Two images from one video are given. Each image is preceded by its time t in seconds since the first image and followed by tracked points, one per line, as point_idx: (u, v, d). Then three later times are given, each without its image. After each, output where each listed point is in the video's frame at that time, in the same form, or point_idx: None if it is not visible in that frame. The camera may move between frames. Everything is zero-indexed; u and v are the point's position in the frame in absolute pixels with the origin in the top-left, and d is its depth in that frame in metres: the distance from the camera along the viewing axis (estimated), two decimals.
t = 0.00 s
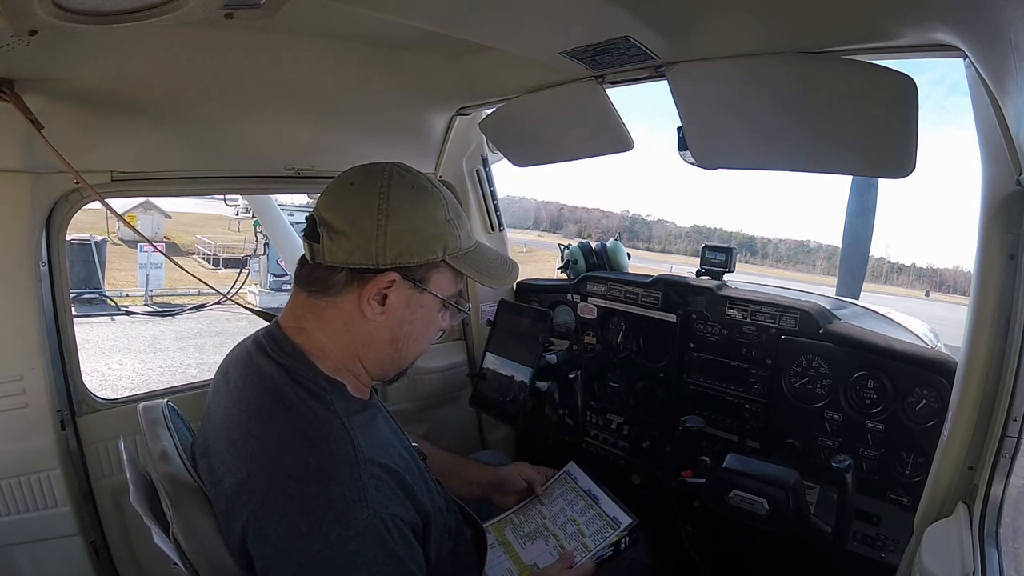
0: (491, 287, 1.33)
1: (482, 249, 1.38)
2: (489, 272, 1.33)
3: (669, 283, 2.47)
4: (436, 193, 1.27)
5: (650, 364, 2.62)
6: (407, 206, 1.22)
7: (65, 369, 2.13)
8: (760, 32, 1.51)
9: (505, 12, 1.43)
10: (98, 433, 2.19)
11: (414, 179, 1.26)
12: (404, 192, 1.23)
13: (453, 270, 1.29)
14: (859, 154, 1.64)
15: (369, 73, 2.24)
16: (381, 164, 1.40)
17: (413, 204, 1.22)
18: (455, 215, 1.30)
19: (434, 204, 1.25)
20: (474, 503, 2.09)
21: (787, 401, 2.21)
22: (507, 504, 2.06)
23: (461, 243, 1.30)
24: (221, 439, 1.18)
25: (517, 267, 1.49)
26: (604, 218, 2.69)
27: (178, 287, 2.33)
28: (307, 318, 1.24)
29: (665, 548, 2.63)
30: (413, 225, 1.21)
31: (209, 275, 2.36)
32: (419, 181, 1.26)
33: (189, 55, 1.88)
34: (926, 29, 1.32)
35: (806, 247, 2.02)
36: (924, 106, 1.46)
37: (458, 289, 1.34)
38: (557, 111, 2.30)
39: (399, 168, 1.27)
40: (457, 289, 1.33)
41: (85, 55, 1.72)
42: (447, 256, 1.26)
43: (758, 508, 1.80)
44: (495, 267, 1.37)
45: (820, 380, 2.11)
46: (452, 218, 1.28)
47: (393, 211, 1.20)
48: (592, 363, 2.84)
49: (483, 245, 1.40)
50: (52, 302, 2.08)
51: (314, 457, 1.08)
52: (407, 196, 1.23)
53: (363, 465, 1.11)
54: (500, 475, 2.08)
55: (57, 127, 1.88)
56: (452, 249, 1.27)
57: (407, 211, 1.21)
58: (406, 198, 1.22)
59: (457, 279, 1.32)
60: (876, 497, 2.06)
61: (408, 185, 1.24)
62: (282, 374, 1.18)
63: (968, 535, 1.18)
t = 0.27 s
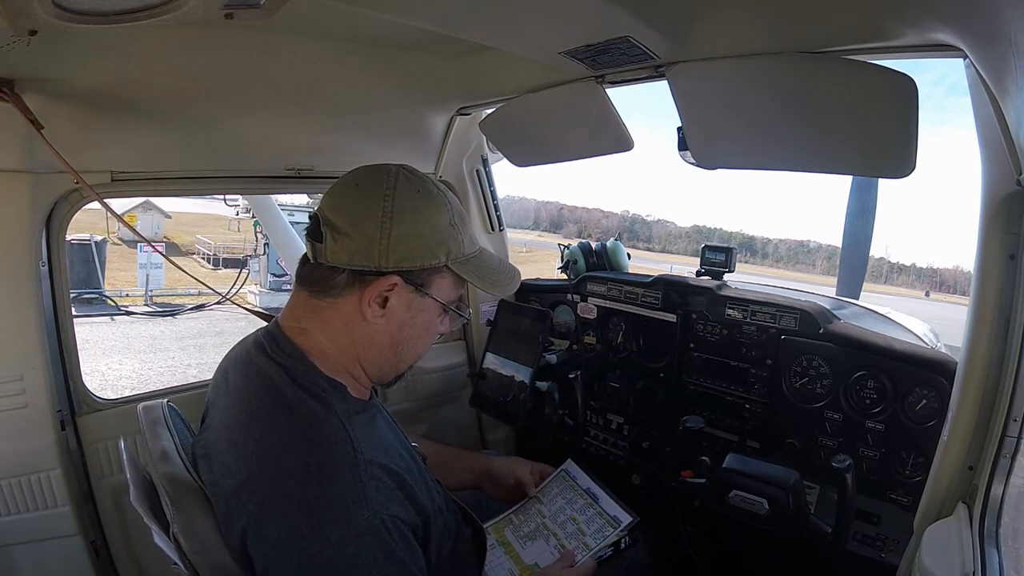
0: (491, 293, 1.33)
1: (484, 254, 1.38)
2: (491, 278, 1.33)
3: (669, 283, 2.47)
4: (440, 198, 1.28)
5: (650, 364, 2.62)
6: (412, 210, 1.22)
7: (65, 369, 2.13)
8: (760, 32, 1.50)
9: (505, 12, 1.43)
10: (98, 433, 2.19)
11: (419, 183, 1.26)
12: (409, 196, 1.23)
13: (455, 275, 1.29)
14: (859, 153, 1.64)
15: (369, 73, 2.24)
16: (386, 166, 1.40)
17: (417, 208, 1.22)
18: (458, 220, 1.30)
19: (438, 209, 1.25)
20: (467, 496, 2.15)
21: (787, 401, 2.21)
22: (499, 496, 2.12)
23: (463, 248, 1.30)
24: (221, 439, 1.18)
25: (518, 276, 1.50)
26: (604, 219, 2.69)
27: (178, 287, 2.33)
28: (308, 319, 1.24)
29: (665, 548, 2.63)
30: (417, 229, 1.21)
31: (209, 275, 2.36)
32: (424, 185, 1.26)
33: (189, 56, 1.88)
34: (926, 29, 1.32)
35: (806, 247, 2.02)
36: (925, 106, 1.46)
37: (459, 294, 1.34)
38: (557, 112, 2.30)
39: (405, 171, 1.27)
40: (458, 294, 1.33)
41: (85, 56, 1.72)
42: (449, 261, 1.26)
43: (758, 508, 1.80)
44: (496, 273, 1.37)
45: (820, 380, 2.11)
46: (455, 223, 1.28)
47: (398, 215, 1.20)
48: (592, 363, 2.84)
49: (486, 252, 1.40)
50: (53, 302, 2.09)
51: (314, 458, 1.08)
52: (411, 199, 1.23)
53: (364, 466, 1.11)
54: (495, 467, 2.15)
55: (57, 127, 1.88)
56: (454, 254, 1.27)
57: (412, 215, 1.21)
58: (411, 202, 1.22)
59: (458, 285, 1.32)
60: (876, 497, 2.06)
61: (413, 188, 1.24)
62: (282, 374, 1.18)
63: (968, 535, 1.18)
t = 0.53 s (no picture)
0: (491, 294, 1.33)
1: (484, 255, 1.38)
2: (491, 280, 1.34)
3: (669, 283, 2.47)
4: (442, 199, 1.28)
5: (650, 364, 2.62)
6: (413, 211, 1.22)
7: (65, 369, 2.13)
8: (760, 32, 1.50)
9: (505, 12, 1.43)
10: (98, 433, 2.19)
11: (421, 183, 1.26)
12: (410, 196, 1.23)
13: (455, 276, 1.29)
14: (859, 153, 1.64)
15: (369, 73, 2.24)
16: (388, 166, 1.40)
17: (419, 208, 1.22)
18: (459, 221, 1.30)
19: (440, 209, 1.26)
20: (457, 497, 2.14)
21: (787, 401, 2.21)
22: (489, 497, 2.11)
23: (464, 250, 1.30)
24: (221, 440, 1.18)
25: (518, 276, 1.50)
26: (604, 219, 2.69)
27: (178, 287, 2.31)
28: (308, 319, 1.24)
29: (665, 548, 2.64)
30: (419, 229, 1.21)
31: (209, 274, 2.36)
32: (426, 186, 1.26)
33: (189, 56, 1.88)
34: (926, 29, 1.32)
35: (806, 247, 2.02)
36: (925, 106, 1.46)
37: (459, 295, 1.34)
38: (557, 112, 2.30)
39: (407, 172, 1.27)
40: (458, 295, 1.33)
41: (85, 56, 1.72)
42: (449, 262, 1.26)
43: (758, 508, 1.80)
44: (497, 274, 1.37)
45: (820, 380, 2.11)
46: (456, 224, 1.28)
47: (400, 215, 1.20)
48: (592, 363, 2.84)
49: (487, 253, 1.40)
50: (52, 302, 2.09)
51: (314, 458, 1.08)
52: (412, 200, 1.23)
53: (364, 467, 1.11)
54: (483, 470, 2.17)
55: (57, 127, 1.88)
56: (455, 255, 1.27)
57: (414, 215, 1.21)
58: (413, 203, 1.22)
59: (459, 286, 1.32)
60: (876, 497, 2.06)
61: (415, 189, 1.24)
62: (283, 375, 1.18)
63: (968, 535, 1.18)
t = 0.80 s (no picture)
0: (492, 294, 1.33)
1: (484, 255, 1.38)
2: (491, 280, 1.34)
3: (669, 283, 2.47)
4: (442, 199, 1.28)
5: (650, 364, 2.62)
6: (414, 211, 1.22)
7: (65, 369, 2.13)
8: (760, 32, 1.50)
9: (505, 11, 1.43)
10: (98, 433, 2.19)
11: (421, 183, 1.26)
12: (410, 197, 1.23)
13: (455, 276, 1.29)
14: (860, 153, 1.64)
15: (369, 73, 2.24)
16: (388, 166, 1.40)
17: (419, 208, 1.22)
18: (459, 222, 1.30)
19: (440, 210, 1.26)
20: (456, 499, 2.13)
21: (787, 401, 2.21)
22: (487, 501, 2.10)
23: (464, 250, 1.30)
24: (222, 439, 1.18)
25: (518, 276, 1.50)
26: (604, 219, 2.69)
27: (178, 287, 2.33)
28: (308, 319, 1.24)
29: (665, 548, 2.64)
30: (419, 230, 1.21)
31: (209, 275, 2.37)
32: (426, 186, 1.26)
33: (189, 56, 1.88)
34: (926, 29, 1.32)
35: (806, 247, 2.02)
36: (925, 106, 1.46)
37: (459, 295, 1.34)
38: (557, 112, 2.30)
39: (407, 172, 1.27)
40: (458, 296, 1.33)
41: (85, 56, 1.72)
42: (450, 262, 1.26)
43: (758, 508, 1.80)
44: (496, 275, 1.37)
45: (820, 380, 2.11)
46: (456, 225, 1.28)
47: (400, 215, 1.20)
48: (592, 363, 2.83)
49: (487, 254, 1.40)
50: (52, 302, 2.09)
51: (314, 458, 1.08)
52: (413, 200, 1.23)
53: (365, 467, 1.10)
54: (483, 473, 2.13)
55: (57, 127, 1.88)
56: (455, 255, 1.27)
57: (414, 215, 1.21)
58: (413, 203, 1.23)
59: (459, 286, 1.32)
60: (876, 497, 2.05)
61: (414, 189, 1.24)
62: (283, 375, 1.18)
63: (968, 535, 1.18)
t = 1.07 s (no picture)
0: (493, 294, 1.33)
1: (484, 255, 1.38)
2: (491, 279, 1.33)
3: (669, 283, 2.47)
4: (442, 199, 1.28)
5: (650, 364, 2.62)
6: (413, 211, 1.22)
7: (65, 369, 2.13)
8: (760, 32, 1.50)
9: (505, 11, 1.43)
10: (98, 433, 2.19)
11: (420, 184, 1.26)
12: (410, 197, 1.23)
13: (455, 276, 1.29)
14: (860, 152, 1.64)
15: (369, 73, 2.24)
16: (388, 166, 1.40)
17: (419, 208, 1.22)
18: (459, 221, 1.30)
19: (440, 210, 1.26)
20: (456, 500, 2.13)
21: (787, 401, 2.21)
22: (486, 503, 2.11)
23: (464, 250, 1.30)
24: (222, 439, 1.18)
25: (518, 275, 1.50)
26: (604, 219, 2.69)
27: (178, 287, 2.34)
28: (309, 318, 1.24)
29: (665, 547, 2.64)
30: (420, 230, 1.21)
31: (209, 275, 2.37)
32: (426, 186, 1.26)
33: (189, 56, 1.88)
34: (926, 29, 1.32)
35: (806, 247, 2.02)
36: (925, 106, 1.46)
37: (460, 295, 1.34)
38: (557, 112, 2.30)
39: (406, 172, 1.27)
40: (458, 295, 1.33)
41: (85, 56, 1.72)
42: (450, 262, 1.26)
43: (758, 508, 1.80)
44: (497, 275, 1.37)
45: (820, 380, 2.11)
46: (456, 225, 1.28)
47: (400, 215, 1.20)
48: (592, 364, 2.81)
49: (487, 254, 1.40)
50: (53, 302, 2.09)
51: (315, 458, 1.08)
52: (413, 200, 1.23)
53: (366, 466, 1.10)
54: (483, 475, 2.13)
55: (57, 127, 1.87)
56: (455, 255, 1.27)
57: (414, 215, 1.21)
58: (413, 203, 1.23)
59: (459, 286, 1.32)
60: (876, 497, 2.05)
61: (414, 189, 1.24)
62: (283, 375, 1.18)
63: (968, 535, 1.18)
